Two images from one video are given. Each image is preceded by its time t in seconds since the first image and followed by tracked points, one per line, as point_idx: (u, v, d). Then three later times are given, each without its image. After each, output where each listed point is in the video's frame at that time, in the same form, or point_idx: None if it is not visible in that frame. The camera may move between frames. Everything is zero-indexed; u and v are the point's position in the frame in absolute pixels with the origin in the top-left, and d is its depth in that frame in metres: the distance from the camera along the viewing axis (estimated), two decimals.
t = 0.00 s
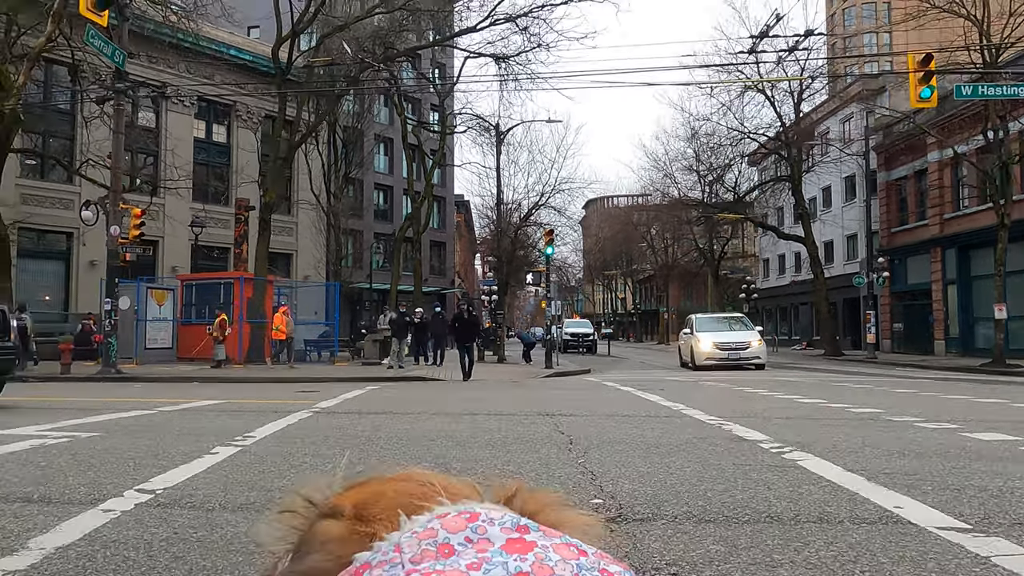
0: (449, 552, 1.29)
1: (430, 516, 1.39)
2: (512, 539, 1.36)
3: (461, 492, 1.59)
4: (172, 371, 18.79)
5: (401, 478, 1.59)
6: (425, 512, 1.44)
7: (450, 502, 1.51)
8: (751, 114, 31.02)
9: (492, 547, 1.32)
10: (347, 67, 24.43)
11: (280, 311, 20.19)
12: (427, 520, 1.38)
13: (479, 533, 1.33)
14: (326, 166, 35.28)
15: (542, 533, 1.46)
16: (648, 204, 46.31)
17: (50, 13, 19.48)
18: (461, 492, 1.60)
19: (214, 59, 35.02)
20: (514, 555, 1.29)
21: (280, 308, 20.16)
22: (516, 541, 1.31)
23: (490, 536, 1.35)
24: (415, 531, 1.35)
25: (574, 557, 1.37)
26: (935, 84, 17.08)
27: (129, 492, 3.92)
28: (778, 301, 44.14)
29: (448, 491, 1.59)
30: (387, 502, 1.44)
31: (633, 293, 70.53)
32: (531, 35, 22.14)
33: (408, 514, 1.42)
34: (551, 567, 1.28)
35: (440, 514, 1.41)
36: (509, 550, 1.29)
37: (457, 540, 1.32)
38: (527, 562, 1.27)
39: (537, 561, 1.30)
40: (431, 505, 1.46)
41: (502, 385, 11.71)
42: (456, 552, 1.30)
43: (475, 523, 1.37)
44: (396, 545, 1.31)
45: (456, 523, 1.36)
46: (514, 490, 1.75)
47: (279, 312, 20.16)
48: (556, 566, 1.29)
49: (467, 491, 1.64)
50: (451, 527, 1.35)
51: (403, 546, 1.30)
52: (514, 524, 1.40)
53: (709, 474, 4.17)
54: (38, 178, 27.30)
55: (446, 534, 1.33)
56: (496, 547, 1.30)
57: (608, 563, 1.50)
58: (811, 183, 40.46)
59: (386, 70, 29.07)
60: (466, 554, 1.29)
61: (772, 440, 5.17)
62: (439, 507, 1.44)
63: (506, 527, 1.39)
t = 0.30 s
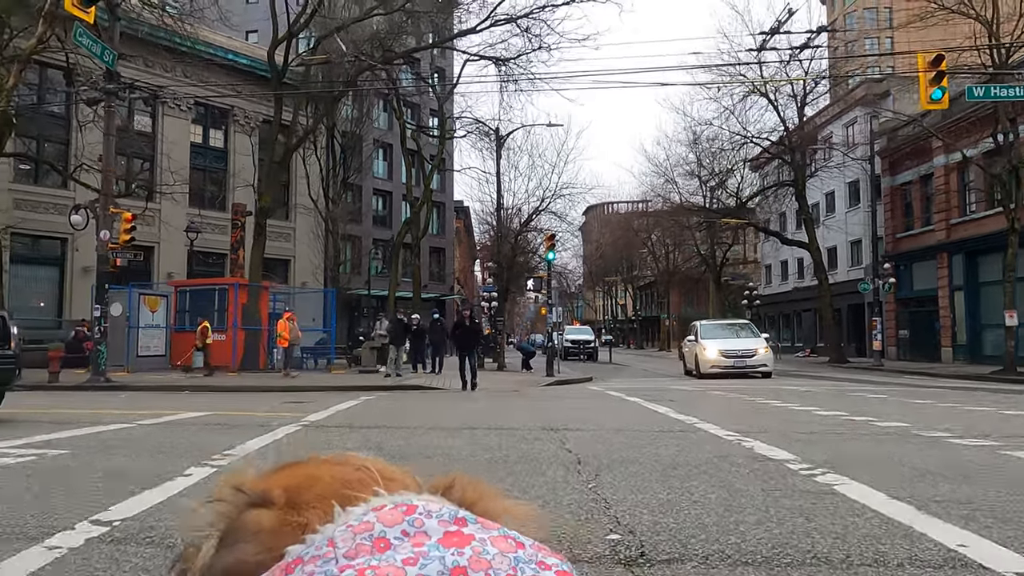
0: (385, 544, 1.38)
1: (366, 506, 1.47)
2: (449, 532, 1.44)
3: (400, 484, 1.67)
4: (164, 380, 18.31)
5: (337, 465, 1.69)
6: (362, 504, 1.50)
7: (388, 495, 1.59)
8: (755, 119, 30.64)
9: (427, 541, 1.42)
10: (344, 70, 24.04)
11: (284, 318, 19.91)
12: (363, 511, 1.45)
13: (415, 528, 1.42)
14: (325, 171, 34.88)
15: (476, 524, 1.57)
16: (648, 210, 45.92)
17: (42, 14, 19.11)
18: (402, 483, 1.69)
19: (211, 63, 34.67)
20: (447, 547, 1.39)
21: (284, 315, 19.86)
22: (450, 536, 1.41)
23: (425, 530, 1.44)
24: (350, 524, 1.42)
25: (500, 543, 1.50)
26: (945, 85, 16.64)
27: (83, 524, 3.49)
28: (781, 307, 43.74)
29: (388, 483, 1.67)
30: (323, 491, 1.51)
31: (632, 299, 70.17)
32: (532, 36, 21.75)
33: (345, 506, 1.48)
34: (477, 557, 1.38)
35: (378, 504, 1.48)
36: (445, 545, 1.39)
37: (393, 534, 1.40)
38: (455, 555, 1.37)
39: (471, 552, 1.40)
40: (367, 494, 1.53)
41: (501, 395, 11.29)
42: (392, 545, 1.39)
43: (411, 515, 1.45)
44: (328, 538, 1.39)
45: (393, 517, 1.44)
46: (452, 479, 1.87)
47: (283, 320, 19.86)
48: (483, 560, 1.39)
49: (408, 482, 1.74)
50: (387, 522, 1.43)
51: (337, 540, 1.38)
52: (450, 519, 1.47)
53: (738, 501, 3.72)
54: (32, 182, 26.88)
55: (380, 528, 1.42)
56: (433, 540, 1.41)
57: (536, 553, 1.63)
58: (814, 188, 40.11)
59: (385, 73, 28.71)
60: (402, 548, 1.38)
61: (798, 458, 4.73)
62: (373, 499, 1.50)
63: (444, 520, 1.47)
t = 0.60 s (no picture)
0: (403, 535, 1.36)
1: (382, 496, 1.45)
2: (466, 524, 1.42)
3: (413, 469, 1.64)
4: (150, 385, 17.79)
5: (346, 447, 1.66)
6: (374, 493, 1.47)
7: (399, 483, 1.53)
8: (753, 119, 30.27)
9: (445, 532, 1.38)
10: (335, 68, 23.57)
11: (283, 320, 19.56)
12: (378, 501, 1.43)
13: (433, 519, 1.39)
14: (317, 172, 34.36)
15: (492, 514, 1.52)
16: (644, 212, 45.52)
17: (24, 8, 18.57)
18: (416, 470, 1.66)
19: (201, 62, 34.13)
20: (465, 540, 1.37)
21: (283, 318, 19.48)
22: (469, 527, 1.39)
23: (443, 522, 1.40)
24: (368, 512, 1.39)
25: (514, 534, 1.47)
26: (951, 83, 16.26)
27: (16, 567, 3.07)
28: (778, 310, 43.39)
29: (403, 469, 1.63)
30: (338, 475, 1.50)
31: (627, 302, 69.67)
32: (528, 34, 21.30)
33: (361, 493, 1.45)
34: (496, 551, 1.36)
35: (393, 495, 1.45)
36: (464, 538, 1.37)
37: (409, 524, 1.37)
38: (474, 547, 1.34)
39: (488, 545, 1.37)
40: (382, 482, 1.51)
41: (494, 402, 10.86)
42: (409, 535, 1.36)
43: (428, 506, 1.43)
44: (347, 527, 1.36)
45: (410, 507, 1.41)
46: (468, 466, 1.82)
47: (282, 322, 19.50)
48: (501, 551, 1.37)
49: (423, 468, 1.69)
50: (399, 513, 1.40)
51: (355, 528, 1.35)
52: (466, 510, 1.46)
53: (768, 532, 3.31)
54: (17, 183, 26.29)
55: (398, 518, 1.39)
56: (452, 532, 1.38)
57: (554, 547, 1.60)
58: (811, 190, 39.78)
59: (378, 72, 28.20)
60: (419, 539, 1.36)
61: (824, 476, 4.32)
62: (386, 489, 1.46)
63: (460, 510, 1.45)
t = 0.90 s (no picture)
0: (407, 532, 1.27)
1: (392, 492, 1.36)
2: (472, 522, 1.32)
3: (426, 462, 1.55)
4: (129, 389, 17.21)
5: (361, 443, 1.57)
6: (385, 489, 1.39)
7: (411, 480, 1.44)
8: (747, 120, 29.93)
9: (449, 530, 1.29)
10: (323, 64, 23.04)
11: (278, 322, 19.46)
12: (387, 497, 1.35)
13: (437, 515, 1.30)
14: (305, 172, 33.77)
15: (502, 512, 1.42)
16: (636, 213, 45.12)
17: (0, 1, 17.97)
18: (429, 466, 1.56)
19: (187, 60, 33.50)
20: (467, 540, 1.28)
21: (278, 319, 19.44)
22: (472, 526, 1.29)
23: (448, 518, 1.31)
24: (374, 510, 1.31)
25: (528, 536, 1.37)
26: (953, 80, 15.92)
27: None
28: (771, 312, 43.11)
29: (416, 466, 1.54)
30: (352, 472, 1.42)
31: (618, 304, 69.24)
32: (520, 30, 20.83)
33: (373, 491, 1.37)
34: (497, 550, 1.27)
35: (401, 490, 1.37)
36: (465, 536, 1.28)
37: (415, 520, 1.29)
38: (475, 545, 1.26)
39: (489, 544, 1.29)
40: (394, 479, 1.41)
41: (485, 408, 10.42)
42: (414, 532, 1.28)
43: (436, 503, 1.33)
44: (354, 523, 1.29)
45: (416, 504, 1.33)
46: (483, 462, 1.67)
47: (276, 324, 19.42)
48: (501, 551, 1.27)
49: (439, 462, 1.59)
50: (399, 512, 1.31)
51: (361, 525, 1.28)
52: (471, 508, 1.35)
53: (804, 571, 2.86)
54: None
55: (403, 513, 1.30)
56: (455, 529, 1.29)
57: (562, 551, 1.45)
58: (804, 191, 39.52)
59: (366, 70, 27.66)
60: (423, 536, 1.27)
61: (856, 500, 3.87)
62: (394, 486, 1.38)
63: (466, 509, 1.35)
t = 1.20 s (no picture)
0: (436, 552, 1.34)
1: (417, 513, 1.44)
2: (498, 542, 1.39)
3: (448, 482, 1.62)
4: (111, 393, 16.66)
5: (376, 463, 1.64)
6: (409, 509, 1.46)
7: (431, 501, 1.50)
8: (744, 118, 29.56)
9: (477, 550, 1.36)
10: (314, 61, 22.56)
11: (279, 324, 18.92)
12: (413, 516, 1.42)
13: (464, 535, 1.37)
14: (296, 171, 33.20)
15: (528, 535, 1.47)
16: (631, 213, 44.73)
17: None
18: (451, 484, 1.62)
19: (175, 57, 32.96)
20: (496, 559, 1.34)
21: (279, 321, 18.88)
22: (500, 545, 1.35)
23: (475, 539, 1.39)
24: (400, 529, 1.38)
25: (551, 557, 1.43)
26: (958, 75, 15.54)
27: None
28: (766, 313, 42.77)
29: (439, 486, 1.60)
30: (371, 492, 1.49)
31: (613, 305, 68.82)
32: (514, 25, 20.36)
33: (396, 510, 1.45)
34: (525, 569, 1.32)
35: (425, 511, 1.44)
36: (493, 556, 1.34)
37: (443, 541, 1.36)
38: (504, 564, 1.31)
39: (519, 564, 1.34)
40: (417, 498, 1.49)
41: (478, 413, 10.01)
42: (442, 553, 1.34)
43: (460, 524, 1.41)
44: (383, 542, 1.36)
45: (443, 524, 1.39)
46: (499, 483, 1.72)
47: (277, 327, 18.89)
48: (531, 571, 1.33)
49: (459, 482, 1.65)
50: (424, 534, 1.37)
51: (389, 545, 1.35)
52: (497, 528, 1.43)
53: None
54: None
55: (430, 536, 1.36)
56: (482, 549, 1.35)
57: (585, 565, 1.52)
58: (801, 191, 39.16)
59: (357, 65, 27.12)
60: (451, 556, 1.34)
61: (905, 529, 3.40)
62: (420, 507, 1.44)
63: (492, 528, 1.42)
